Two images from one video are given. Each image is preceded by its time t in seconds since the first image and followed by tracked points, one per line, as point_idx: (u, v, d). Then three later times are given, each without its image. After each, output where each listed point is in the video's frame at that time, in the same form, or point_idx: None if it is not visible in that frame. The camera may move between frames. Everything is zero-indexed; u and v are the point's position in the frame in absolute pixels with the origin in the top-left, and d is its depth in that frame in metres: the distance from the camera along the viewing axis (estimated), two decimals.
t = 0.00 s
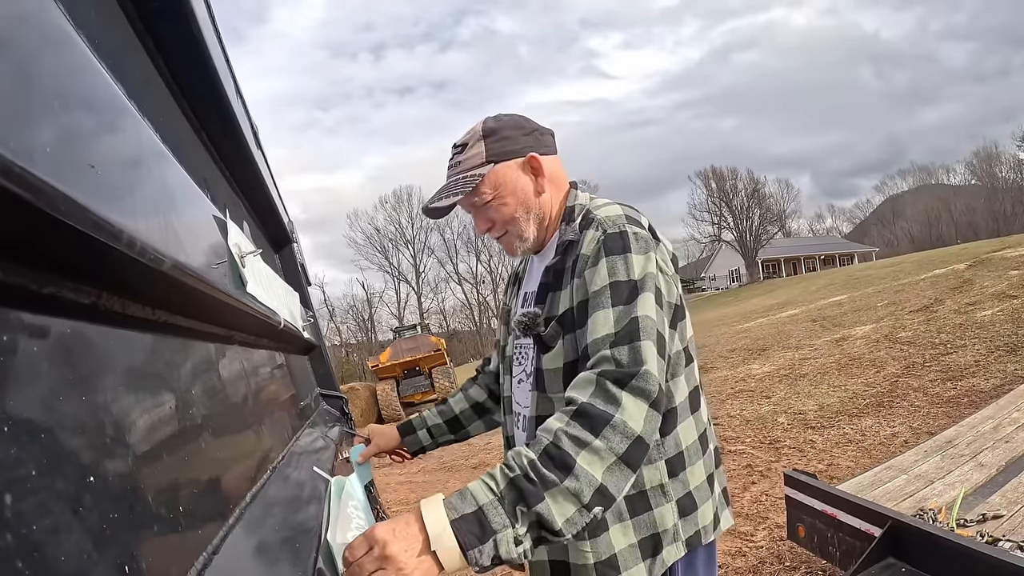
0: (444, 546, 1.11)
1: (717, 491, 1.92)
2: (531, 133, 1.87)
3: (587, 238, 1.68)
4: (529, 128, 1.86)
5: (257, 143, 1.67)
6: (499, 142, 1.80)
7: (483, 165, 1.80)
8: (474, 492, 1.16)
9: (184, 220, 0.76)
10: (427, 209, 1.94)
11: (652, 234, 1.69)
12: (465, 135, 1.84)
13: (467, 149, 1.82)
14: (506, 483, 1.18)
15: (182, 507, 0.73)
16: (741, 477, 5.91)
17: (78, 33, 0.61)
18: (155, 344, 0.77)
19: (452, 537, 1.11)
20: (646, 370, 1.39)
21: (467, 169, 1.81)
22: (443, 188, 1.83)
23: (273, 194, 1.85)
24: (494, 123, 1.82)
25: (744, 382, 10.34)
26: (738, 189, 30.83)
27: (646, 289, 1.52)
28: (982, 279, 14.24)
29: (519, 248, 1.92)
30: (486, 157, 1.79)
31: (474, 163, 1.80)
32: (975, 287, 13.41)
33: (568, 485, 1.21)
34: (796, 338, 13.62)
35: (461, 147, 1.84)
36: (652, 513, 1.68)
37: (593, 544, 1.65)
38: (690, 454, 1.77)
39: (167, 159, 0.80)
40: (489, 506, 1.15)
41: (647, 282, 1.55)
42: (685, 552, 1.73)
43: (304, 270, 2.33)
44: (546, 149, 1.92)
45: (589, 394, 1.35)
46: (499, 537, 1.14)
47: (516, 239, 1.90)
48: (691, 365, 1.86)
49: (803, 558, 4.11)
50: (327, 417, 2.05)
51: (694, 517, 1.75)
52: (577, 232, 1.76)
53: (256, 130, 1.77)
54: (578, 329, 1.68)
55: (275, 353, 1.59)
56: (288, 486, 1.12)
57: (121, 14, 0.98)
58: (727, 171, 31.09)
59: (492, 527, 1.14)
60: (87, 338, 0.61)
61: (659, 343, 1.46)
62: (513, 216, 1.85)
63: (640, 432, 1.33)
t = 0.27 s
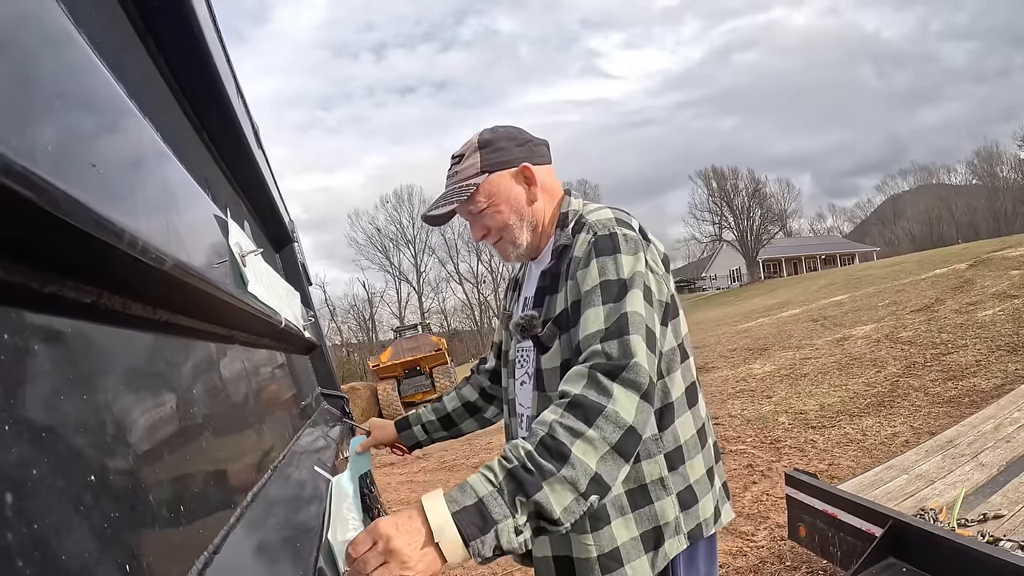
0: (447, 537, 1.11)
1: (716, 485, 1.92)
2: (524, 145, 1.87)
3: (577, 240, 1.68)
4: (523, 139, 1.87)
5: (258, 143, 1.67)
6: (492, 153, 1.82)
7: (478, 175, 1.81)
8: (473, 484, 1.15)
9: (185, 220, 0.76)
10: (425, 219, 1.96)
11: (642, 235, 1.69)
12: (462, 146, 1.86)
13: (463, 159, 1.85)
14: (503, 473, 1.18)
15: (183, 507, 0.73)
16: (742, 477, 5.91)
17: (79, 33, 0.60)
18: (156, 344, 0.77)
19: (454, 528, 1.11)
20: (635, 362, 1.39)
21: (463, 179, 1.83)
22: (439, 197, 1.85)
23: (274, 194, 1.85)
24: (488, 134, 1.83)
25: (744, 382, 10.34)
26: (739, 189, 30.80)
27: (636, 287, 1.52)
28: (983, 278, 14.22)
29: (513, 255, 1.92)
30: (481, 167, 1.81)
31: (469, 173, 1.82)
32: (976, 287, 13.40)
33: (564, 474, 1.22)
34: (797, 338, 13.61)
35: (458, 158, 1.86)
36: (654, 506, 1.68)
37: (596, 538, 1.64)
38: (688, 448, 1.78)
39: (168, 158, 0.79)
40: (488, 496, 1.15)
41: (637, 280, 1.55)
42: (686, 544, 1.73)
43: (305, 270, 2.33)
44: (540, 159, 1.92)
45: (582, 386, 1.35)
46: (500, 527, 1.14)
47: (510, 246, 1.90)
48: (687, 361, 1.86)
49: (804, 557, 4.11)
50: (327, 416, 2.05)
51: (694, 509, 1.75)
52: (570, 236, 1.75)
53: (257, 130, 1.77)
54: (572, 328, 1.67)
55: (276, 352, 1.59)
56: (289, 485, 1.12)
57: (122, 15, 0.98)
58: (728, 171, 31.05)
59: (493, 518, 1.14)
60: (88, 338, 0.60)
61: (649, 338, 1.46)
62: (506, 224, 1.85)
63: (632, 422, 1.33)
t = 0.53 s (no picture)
0: (460, 519, 1.11)
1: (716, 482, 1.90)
2: (525, 150, 1.88)
3: (576, 240, 1.68)
4: (525, 144, 1.87)
5: (259, 142, 1.67)
6: (493, 158, 1.83)
7: (479, 178, 1.83)
8: (485, 467, 1.16)
9: (186, 220, 0.76)
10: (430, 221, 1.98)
11: (639, 233, 1.69)
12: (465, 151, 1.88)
13: (466, 164, 1.86)
14: (515, 457, 1.18)
15: (184, 506, 0.73)
16: (743, 477, 5.91)
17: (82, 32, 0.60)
18: (157, 343, 0.77)
19: (468, 510, 1.11)
20: (640, 352, 1.38)
21: (464, 182, 1.84)
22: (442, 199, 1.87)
23: (275, 193, 1.85)
24: (489, 139, 1.84)
25: (745, 382, 10.33)
26: (739, 189, 30.79)
27: (635, 281, 1.52)
28: (984, 278, 14.21)
29: (513, 256, 1.92)
30: (483, 170, 1.82)
31: (471, 176, 1.83)
32: (977, 287, 13.38)
33: (574, 458, 1.22)
34: (798, 338, 13.59)
35: (461, 163, 1.88)
36: (652, 500, 1.68)
37: (595, 530, 1.66)
38: (687, 443, 1.77)
39: (170, 157, 0.79)
40: (501, 479, 1.15)
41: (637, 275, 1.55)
42: (686, 539, 1.71)
43: (307, 270, 2.33)
44: (540, 163, 1.91)
45: (590, 373, 1.35)
46: (513, 510, 1.14)
47: (510, 248, 1.90)
48: (684, 357, 1.85)
49: (805, 557, 4.11)
50: (329, 416, 2.05)
51: (694, 505, 1.74)
52: (568, 236, 1.75)
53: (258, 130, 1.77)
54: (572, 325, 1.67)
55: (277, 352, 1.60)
56: (290, 485, 1.12)
57: (124, 14, 0.98)
58: (729, 171, 31.05)
59: (505, 500, 1.14)
60: (90, 337, 0.60)
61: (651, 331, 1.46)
62: (505, 226, 1.85)
63: (638, 410, 1.33)
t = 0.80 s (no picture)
0: (479, 493, 1.12)
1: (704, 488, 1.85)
2: (535, 148, 1.88)
3: (578, 234, 1.67)
4: (535, 142, 1.88)
5: (260, 141, 1.67)
6: (506, 154, 1.83)
7: (490, 173, 1.83)
8: (504, 443, 1.17)
9: (188, 219, 0.76)
10: (442, 216, 2.00)
11: (642, 230, 1.68)
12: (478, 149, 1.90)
13: (478, 160, 1.88)
14: (535, 434, 1.18)
15: (185, 505, 0.73)
16: (743, 476, 5.90)
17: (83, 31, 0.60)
18: (158, 342, 0.77)
19: (487, 484, 1.12)
20: (654, 340, 1.40)
21: (476, 176, 1.86)
22: (455, 194, 1.89)
23: (275, 192, 1.85)
24: (502, 137, 1.86)
25: (746, 381, 10.33)
26: (740, 188, 30.78)
27: (641, 274, 1.52)
28: (985, 278, 14.20)
29: (524, 252, 1.90)
30: (494, 166, 1.82)
31: (482, 170, 1.85)
32: (978, 287, 13.37)
33: (592, 437, 1.22)
34: (798, 338, 13.59)
35: (474, 159, 1.89)
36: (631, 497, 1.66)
37: (571, 521, 1.67)
38: (674, 444, 1.73)
39: (171, 156, 0.79)
40: (519, 456, 1.16)
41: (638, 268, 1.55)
42: (666, 542, 1.69)
43: (307, 269, 2.33)
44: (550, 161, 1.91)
45: (607, 357, 1.36)
46: (530, 486, 1.15)
47: (519, 244, 1.89)
48: (678, 357, 1.82)
49: (806, 557, 4.10)
50: (330, 416, 2.05)
51: (676, 507, 1.70)
52: (570, 230, 1.73)
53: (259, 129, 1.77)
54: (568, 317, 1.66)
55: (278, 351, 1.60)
56: (290, 485, 1.12)
57: (124, 14, 0.98)
58: (730, 170, 31.03)
59: (524, 476, 1.15)
60: (90, 336, 0.60)
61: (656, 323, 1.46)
62: (515, 220, 1.85)
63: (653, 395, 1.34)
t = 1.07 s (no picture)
0: (484, 481, 1.12)
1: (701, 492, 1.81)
2: (544, 146, 1.90)
3: (581, 229, 1.67)
4: (545, 141, 1.90)
5: (261, 141, 1.66)
6: (515, 150, 1.87)
7: (500, 166, 1.87)
8: (510, 432, 1.18)
9: (189, 218, 0.76)
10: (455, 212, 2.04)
11: (645, 228, 1.68)
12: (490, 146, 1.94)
13: (490, 155, 1.92)
14: (541, 423, 1.20)
15: (186, 504, 0.73)
16: (744, 476, 5.90)
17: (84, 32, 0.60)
18: (159, 342, 0.77)
19: (491, 473, 1.13)
20: (660, 332, 1.39)
21: (486, 171, 1.89)
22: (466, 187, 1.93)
23: (276, 192, 1.85)
24: (514, 135, 1.89)
25: (747, 381, 10.33)
26: (741, 189, 30.76)
27: (644, 268, 1.51)
28: (986, 278, 14.20)
29: (530, 248, 1.91)
30: (503, 160, 1.86)
31: (492, 165, 1.88)
32: (979, 287, 13.37)
33: (597, 427, 1.22)
34: (799, 338, 13.58)
35: (486, 156, 1.93)
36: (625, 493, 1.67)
37: (563, 514, 1.69)
38: (671, 444, 1.74)
39: (172, 156, 0.79)
40: (524, 444, 1.17)
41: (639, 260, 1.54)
42: (659, 542, 1.67)
43: (308, 268, 2.32)
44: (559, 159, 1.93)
45: (613, 348, 1.36)
46: (535, 475, 1.16)
47: (524, 239, 1.90)
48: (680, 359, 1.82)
49: (806, 557, 4.10)
50: (331, 416, 2.05)
51: (671, 508, 1.69)
52: (575, 226, 1.73)
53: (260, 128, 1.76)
54: (570, 311, 1.65)
55: (278, 351, 1.59)
56: (291, 484, 1.11)
57: (125, 13, 0.98)
58: (731, 171, 30.99)
59: (527, 464, 1.16)
60: (91, 335, 0.60)
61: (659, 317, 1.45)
62: (521, 214, 1.87)
63: (659, 387, 1.33)
